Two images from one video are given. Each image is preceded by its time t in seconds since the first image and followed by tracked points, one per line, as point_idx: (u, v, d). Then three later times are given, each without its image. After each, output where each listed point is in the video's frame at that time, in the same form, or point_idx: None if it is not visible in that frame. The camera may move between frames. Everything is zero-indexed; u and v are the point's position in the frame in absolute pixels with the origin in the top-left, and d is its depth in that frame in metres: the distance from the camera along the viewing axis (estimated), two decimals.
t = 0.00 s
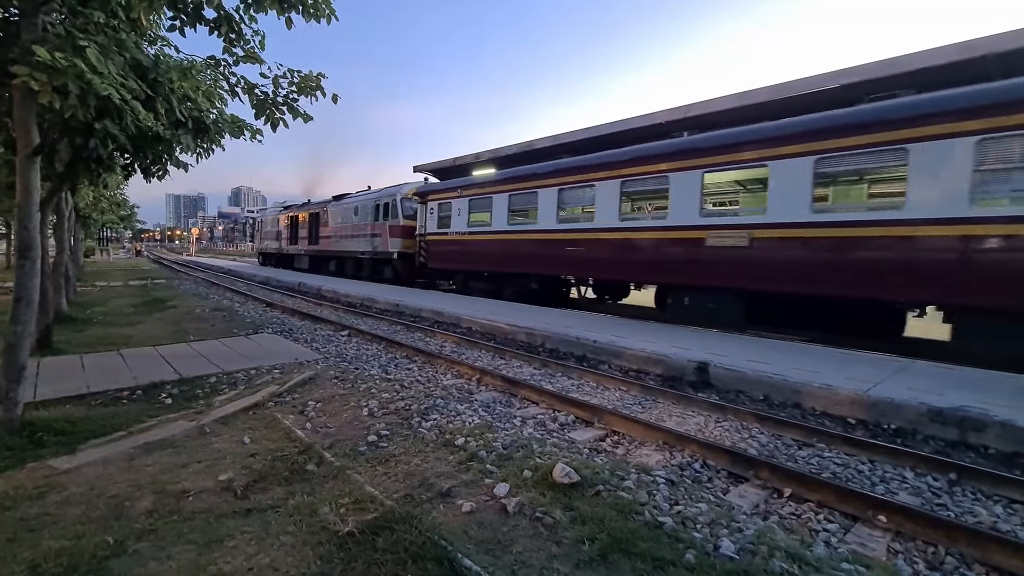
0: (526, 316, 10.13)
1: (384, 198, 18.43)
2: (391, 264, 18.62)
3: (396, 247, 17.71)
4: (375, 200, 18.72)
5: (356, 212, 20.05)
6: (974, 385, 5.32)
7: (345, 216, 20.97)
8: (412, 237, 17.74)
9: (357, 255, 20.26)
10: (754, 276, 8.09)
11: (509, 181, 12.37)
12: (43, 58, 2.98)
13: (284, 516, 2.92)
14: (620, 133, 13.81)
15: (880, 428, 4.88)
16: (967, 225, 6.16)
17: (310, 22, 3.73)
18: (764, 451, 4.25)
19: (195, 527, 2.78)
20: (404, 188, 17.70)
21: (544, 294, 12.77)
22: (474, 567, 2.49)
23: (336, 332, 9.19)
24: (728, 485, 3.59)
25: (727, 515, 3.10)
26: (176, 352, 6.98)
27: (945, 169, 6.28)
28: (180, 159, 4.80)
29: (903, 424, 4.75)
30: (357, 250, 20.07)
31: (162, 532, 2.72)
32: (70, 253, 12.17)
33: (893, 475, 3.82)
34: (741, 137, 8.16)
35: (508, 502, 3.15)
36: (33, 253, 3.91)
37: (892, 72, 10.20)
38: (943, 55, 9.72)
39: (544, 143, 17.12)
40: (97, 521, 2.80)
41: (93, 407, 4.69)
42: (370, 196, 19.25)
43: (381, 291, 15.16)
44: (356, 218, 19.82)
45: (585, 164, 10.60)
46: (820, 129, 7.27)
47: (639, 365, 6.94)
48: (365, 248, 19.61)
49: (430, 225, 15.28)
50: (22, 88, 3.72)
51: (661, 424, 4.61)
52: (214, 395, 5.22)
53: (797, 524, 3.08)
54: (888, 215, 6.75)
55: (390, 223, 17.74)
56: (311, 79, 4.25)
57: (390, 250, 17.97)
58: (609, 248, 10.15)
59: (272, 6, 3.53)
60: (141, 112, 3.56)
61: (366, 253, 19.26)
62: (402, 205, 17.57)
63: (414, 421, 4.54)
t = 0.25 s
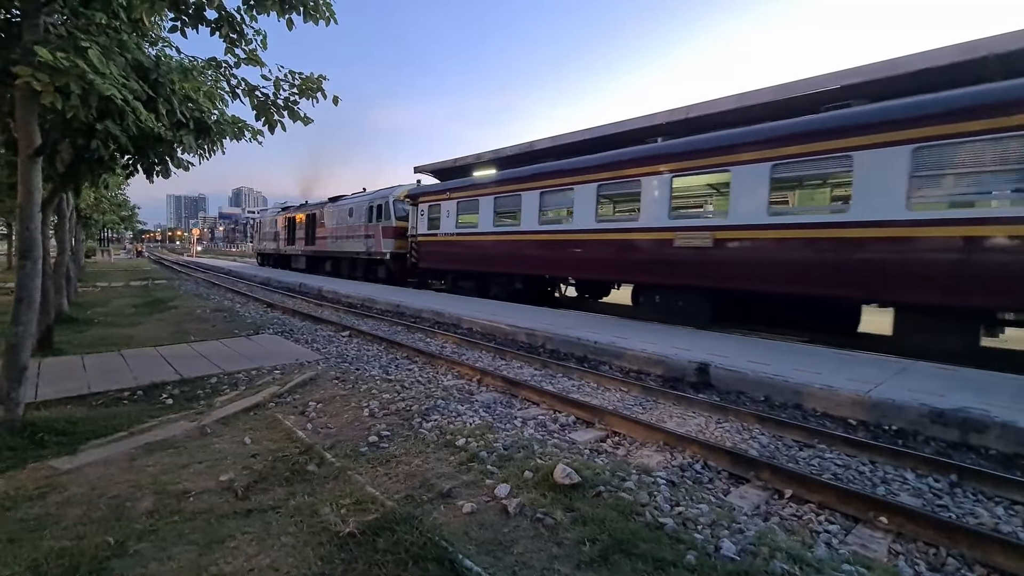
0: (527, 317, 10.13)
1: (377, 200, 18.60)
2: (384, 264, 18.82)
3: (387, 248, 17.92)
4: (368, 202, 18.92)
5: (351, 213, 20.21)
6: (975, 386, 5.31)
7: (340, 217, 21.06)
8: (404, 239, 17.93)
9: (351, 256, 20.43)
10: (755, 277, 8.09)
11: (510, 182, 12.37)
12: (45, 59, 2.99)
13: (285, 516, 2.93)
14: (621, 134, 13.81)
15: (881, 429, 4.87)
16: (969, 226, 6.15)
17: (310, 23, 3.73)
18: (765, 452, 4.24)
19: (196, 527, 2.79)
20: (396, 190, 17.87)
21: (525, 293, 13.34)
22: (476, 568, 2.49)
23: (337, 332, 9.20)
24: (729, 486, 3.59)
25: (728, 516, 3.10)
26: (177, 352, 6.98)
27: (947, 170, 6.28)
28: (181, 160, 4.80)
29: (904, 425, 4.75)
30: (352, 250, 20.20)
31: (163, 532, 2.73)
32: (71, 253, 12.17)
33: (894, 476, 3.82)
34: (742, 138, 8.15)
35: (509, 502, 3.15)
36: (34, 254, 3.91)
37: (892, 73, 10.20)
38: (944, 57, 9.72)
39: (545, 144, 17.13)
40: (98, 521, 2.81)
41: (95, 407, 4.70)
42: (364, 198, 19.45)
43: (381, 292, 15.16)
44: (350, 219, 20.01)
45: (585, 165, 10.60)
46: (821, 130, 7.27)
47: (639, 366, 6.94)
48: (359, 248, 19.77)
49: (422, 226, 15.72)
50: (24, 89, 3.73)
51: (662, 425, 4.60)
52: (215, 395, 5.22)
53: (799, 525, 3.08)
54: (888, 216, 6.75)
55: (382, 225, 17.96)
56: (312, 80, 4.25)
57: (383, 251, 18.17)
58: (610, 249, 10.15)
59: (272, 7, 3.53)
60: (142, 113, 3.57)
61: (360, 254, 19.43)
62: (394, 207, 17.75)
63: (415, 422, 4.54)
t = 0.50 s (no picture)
0: (527, 318, 10.13)
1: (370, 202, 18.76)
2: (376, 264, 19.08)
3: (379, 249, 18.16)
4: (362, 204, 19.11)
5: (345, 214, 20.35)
6: (976, 387, 5.30)
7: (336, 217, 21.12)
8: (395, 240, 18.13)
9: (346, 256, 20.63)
10: (756, 278, 8.09)
11: (510, 182, 12.37)
12: (46, 61, 2.99)
13: (285, 517, 2.93)
14: (621, 134, 13.81)
15: (881, 429, 4.87)
16: (969, 226, 6.15)
17: (312, 24, 3.74)
18: (765, 453, 4.24)
19: (197, 528, 2.79)
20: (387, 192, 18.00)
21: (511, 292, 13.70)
22: (477, 568, 2.49)
23: (337, 333, 9.21)
24: (729, 486, 3.59)
25: (728, 517, 3.10)
26: (178, 353, 6.98)
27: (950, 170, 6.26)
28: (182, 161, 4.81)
29: (904, 426, 4.75)
30: (345, 251, 20.33)
31: (164, 533, 2.73)
32: (71, 254, 12.17)
33: (894, 476, 3.82)
34: (743, 138, 8.15)
35: (510, 503, 3.15)
36: (35, 255, 3.92)
37: (893, 74, 10.20)
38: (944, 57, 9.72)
39: (545, 144, 17.13)
40: (99, 522, 2.81)
41: (95, 408, 4.70)
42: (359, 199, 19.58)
43: (382, 293, 15.17)
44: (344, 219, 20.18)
45: (585, 166, 10.61)
46: (821, 130, 7.27)
47: (640, 367, 6.94)
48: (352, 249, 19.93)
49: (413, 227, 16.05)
50: (25, 91, 3.73)
51: (662, 426, 4.60)
52: (215, 396, 5.22)
53: (799, 525, 3.08)
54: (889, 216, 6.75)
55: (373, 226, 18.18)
56: (313, 82, 4.26)
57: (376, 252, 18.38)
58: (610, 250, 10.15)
59: (273, 8, 3.54)
60: (143, 114, 3.57)
61: (354, 254, 19.63)
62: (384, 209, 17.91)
63: (415, 423, 4.53)
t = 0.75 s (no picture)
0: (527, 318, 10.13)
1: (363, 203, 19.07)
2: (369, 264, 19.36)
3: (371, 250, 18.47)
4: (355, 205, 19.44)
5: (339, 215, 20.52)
6: (977, 388, 5.29)
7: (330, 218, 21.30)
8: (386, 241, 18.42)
9: (340, 257, 20.83)
10: (756, 278, 8.09)
11: (510, 183, 12.38)
12: (47, 62, 3.00)
13: (286, 517, 2.93)
14: (621, 135, 13.81)
15: (882, 430, 4.86)
16: (971, 226, 6.14)
17: (312, 25, 3.74)
18: (766, 453, 4.24)
19: (197, 529, 2.79)
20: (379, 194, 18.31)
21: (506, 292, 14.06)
22: (477, 569, 2.49)
23: (338, 333, 9.21)
24: (730, 487, 3.59)
25: (729, 518, 3.10)
26: (178, 354, 6.98)
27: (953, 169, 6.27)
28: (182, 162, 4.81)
29: (905, 426, 4.74)
30: (340, 251, 20.48)
31: (165, 534, 2.73)
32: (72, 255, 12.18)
33: (895, 477, 3.81)
34: (743, 139, 8.15)
35: (510, 503, 3.15)
36: (36, 255, 3.92)
37: (894, 74, 10.19)
38: (945, 57, 9.72)
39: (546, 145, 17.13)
40: (99, 522, 2.81)
41: (96, 409, 4.71)
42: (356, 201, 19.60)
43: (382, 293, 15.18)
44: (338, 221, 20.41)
45: (586, 166, 10.61)
46: (822, 131, 7.27)
47: (640, 367, 6.94)
48: (346, 249, 20.22)
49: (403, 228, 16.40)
50: (26, 92, 3.74)
51: (663, 427, 4.60)
52: (216, 397, 5.22)
53: (800, 526, 3.08)
54: (891, 217, 6.74)
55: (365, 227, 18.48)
56: (313, 83, 4.26)
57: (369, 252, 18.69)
58: (611, 250, 10.15)
59: (274, 8, 3.54)
60: (144, 115, 3.58)
61: (347, 254, 19.92)
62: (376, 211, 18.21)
63: (415, 424, 4.53)
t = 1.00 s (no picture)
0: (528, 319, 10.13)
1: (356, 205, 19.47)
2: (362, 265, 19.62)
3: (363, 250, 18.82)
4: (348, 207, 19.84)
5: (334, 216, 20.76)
6: (978, 388, 5.29)
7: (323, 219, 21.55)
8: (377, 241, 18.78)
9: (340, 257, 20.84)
10: (757, 279, 8.08)
11: (510, 184, 12.38)
12: (49, 63, 3.00)
13: (286, 518, 2.93)
14: (622, 136, 13.81)
15: (883, 431, 4.86)
16: (972, 227, 6.13)
17: (312, 26, 3.74)
18: (767, 454, 4.24)
19: (198, 529, 2.79)
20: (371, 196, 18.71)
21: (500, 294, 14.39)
22: (477, 570, 2.48)
23: (339, 334, 9.22)
24: (731, 488, 3.59)
25: (729, 518, 3.10)
26: (179, 354, 6.98)
27: (952, 169, 6.28)
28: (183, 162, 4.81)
29: (907, 427, 4.74)
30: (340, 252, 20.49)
31: (165, 534, 2.73)
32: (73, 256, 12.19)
33: (896, 478, 3.81)
34: (744, 139, 8.15)
35: (511, 504, 3.15)
36: (37, 256, 3.92)
37: (894, 75, 10.19)
38: (946, 58, 9.71)
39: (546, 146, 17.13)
40: (100, 522, 2.81)
41: (97, 409, 4.71)
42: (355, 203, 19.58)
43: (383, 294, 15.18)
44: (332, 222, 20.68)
45: (586, 167, 10.61)
46: (823, 131, 7.26)
47: (641, 368, 6.93)
48: (339, 250, 20.52)
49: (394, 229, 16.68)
50: (27, 93, 3.74)
51: (664, 427, 4.60)
52: (216, 397, 5.22)
53: (800, 527, 3.08)
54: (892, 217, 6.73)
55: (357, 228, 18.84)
56: (314, 83, 4.26)
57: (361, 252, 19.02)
58: (611, 251, 10.15)
59: (274, 9, 3.54)
60: (145, 116, 3.58)
61: (341, 255, 20.24)
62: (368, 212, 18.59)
63: (416, 424, 4.53)
